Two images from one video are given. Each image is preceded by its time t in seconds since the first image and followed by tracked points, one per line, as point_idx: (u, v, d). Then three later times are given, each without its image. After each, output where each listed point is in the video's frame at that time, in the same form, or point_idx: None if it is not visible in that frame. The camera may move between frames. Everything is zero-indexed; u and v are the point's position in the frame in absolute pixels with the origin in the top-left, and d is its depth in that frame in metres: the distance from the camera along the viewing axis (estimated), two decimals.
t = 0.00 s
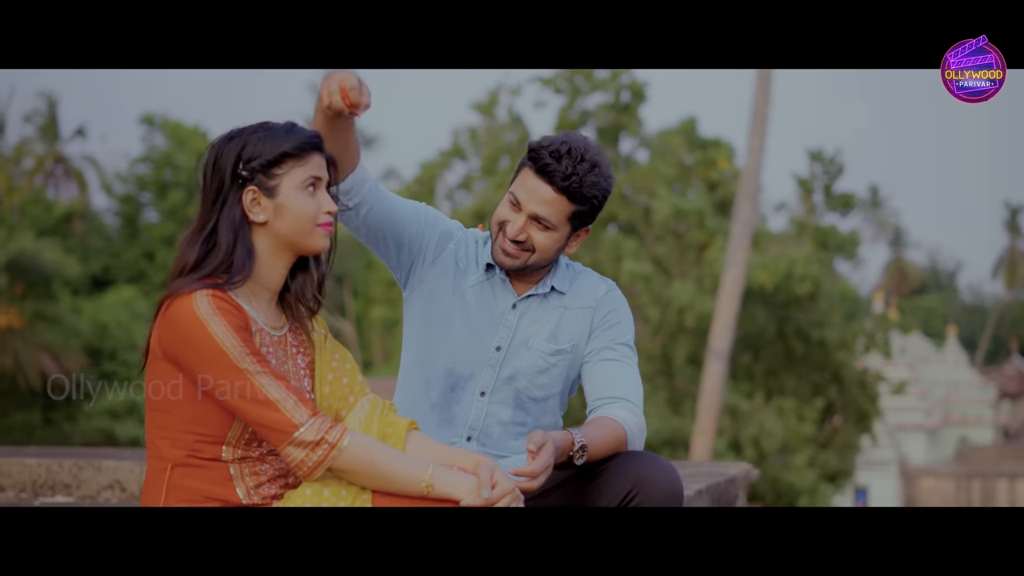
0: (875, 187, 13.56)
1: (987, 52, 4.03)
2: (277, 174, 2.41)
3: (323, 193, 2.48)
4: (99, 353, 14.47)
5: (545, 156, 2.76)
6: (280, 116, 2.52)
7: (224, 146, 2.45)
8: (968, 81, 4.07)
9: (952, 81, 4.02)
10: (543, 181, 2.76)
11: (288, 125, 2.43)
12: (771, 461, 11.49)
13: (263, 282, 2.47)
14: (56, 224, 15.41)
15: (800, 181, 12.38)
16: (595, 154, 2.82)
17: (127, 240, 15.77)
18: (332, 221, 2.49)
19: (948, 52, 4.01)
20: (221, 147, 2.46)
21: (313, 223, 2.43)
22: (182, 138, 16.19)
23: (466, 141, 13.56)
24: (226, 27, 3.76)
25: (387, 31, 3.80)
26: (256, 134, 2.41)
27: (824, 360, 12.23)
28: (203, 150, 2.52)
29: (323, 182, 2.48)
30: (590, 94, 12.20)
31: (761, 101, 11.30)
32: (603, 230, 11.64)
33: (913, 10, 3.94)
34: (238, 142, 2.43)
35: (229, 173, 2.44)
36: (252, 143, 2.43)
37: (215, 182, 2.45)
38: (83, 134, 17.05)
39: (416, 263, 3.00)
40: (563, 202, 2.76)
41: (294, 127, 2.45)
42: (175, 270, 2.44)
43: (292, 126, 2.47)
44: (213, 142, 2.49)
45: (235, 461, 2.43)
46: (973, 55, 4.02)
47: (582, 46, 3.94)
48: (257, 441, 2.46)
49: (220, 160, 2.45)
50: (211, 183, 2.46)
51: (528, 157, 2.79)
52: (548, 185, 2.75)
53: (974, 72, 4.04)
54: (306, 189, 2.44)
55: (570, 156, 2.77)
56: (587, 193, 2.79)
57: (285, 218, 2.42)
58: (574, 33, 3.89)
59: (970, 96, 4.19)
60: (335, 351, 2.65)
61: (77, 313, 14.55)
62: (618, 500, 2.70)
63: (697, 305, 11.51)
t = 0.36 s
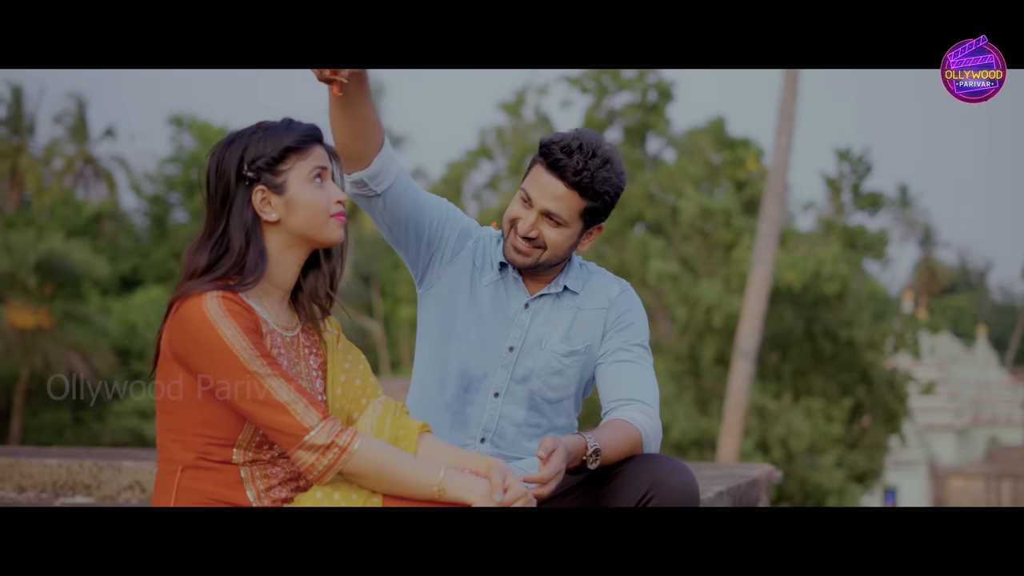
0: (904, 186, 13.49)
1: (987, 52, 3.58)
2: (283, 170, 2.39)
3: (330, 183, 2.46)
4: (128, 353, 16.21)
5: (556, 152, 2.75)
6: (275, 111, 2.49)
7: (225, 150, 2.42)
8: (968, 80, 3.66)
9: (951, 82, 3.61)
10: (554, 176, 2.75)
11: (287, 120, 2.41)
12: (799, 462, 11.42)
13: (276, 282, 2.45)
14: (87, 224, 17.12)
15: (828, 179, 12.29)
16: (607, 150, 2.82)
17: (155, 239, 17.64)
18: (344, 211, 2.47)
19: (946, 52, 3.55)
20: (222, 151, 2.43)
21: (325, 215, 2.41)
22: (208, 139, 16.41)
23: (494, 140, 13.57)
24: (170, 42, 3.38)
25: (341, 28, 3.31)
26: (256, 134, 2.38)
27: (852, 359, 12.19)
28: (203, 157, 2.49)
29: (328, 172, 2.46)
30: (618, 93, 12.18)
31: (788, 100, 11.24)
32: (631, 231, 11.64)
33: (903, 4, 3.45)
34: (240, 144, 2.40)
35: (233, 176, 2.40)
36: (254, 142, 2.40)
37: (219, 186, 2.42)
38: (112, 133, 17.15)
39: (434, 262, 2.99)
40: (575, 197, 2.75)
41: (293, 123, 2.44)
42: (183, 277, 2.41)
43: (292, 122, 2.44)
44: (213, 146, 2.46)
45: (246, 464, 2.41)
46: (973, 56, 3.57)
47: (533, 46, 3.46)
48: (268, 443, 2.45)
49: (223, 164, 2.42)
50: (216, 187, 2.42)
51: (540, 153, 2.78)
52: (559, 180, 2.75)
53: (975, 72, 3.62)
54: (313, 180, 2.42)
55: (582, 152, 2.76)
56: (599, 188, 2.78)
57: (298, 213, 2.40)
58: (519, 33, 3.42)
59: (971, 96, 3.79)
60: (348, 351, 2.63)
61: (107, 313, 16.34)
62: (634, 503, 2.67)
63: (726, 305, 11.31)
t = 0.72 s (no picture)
0: (930, 184, 13.42)
1: (987, 52, 3.52)
2: (286, 169, 2.37)
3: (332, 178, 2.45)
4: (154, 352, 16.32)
5: (567, 148, 2.75)
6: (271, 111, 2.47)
7: (225, 153, 2.40)
8: (968, 81, 3.57)
9: (952, 81, 3.52)
10: (565, 173, 2.75)
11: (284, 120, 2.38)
12: (825, 463, 11.36)
13: (285, 283, 2.43)
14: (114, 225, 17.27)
15: (854, 178, 12.22)
16: (617, 146, 2.82)
17: (182, 239, 17.68)
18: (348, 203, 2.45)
19: (944, 51, 3.50)
20: (220, 156, 2.40)
21: (332, 209, 2.40)
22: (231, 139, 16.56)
23: (518, 140, 13.55)
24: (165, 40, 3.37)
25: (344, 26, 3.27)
26: (254, 136, 2.36)
27: (879, 359, 12.13)
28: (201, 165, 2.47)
29: (329, 168, 2.45)
30: (642, 93, 12.14)
31: (814, 99, 11.18)
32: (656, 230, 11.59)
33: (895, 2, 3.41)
34: (237, 147, 2.38)
35: (234, 181, 2.38)
36: (253, 144, 2.38)
37: (221, 191, 2.39)
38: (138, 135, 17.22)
39: (448, 260, 2.95)
40: (586, 193, 2.75)
41: (290, 122, 2.41)
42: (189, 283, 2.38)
43: (290, 122, 2.41)
44: (211, 151, 2.43)
45: (255, 467, 2.39)
46: (973, 56, 3.51)
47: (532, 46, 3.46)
48: (277, 447, 2.42)
49: (223, 169, 2.39)
50: (217, 192, 2.40)
51: (551, 151, 2.79)
52: (571, 177, 2.75)
53: (975, 72, 3.53)
54: (316, 175, 2.41)
55: (592, 148, 2.76)
56: (610, 185, 2.78)
57: (304, 211, 2.38)
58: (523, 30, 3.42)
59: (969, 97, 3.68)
60: (358, 353, 2.60)
61: (134, 312, 16.39)
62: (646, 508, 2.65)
63: (750, 305, 11.17)
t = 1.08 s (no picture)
0: (957, 184, 13.31)
1: (987, 52, 3.50)
2: (287, 171, 2.34)
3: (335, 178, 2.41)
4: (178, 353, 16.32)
5: (579, 147, 2.73)
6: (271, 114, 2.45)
7: (227, 157, 2.37)
8: (968, 81, 3.57)
9: (952, 81, 3.51)
10: (577, 171, 2.73)
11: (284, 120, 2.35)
12: (851, 464, 11.28)
13: (292, 286, 2.41)
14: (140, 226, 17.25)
15: (880, 178, 12.14)
16: (630, 145, 2.79)
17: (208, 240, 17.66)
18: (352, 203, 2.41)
19: (945, 51, 3.49)
20: (222, 160, 2.38)
21: (334, 209, 2.36)
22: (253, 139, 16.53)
23: (542, 141, 13.50)
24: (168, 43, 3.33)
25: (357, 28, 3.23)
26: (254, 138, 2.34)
27: (905, 360, 12.06)
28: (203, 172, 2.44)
29: (332, 168, 2.41)
30: (667, 92, 12.08)
31: (839, 99, 11.10)
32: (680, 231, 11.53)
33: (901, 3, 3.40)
34: (237, 151, 2.36)
35: (234, 185, 2.36)
36: (253, 147, 2.36)
37: (222, 195, 2.37)
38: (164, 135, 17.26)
39: (461, 260, 2.90)
40: (598, 192, 2.73)
41: (290, 123, 2.38)
42: (194, 289, 2.35)
43: (290, 122, 2.38)
44: (212, 157, 2.41)
45: (261, 473, 2.36)
46: (973, 55, 3.50)
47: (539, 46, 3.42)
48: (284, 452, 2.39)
49: (224, 173, 2.37)
50: (219, 196, 2.38)
51: (561, 150, 2.76)
52: (582, 176, 2.73)
53: (975, 72, 3.53)
54: (318, 176, 2.37)
55: (604, 146, 2.74)
56: (622, 183, 2.75)
57: (307, 212, 2.34)
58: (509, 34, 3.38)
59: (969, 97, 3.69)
60: (367, 356, 2.58)
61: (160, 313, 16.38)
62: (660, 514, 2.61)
63: (776, 304, 11.14)
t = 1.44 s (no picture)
0: (981, 183, 13.24)
1: (986, 52, 3.40)
2: (289, 172, 2.31)
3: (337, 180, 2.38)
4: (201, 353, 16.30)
5: (587, 146, 2.70)
6: (273, 116, 2.43)
7: (229, 159, 2.35)
8: (968, 81, 3.45)
9: (951, 82, 3.40)
10: (585, 171, 2.70)
11: (285, 121, 2.33)
12: (874, 465, 11.21)
13: (296, 288, 2.39)
14: (163, 227, 17.31)
15: (903, 177, 12.07)
16: (639, 145, 2.76)
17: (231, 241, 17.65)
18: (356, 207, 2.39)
19: (944, 52, 3.39)
20: (223, 163, 2.36)
21: (337, 211, 2.33)
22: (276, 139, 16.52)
23: (565, 141, 13.47)
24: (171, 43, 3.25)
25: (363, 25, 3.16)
26: (255, 140, 2.32)
27: (929, 360, 12.00)
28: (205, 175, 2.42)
29: (334, 169, 2.38)
30: (689, 92, 12.03)
31: (861, 98, 11.04)
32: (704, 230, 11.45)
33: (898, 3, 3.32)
34: (239, 153, 2.34)
35: (235, 187, 2.34)
36: (254, 148, 2.34)
37: (223, 198, 2.35)
38: (189, 136, 17.28)
39: (469, 262, 2.87)
40: (607, 192, 2.70)
41: (292, 125, 2.36)
42: (196, 293, 2.33)
43: (292, 124, 2.37)
44: (213, 161, 2.38)
45: (265, 477, 2.35)
46: (972, 56, 3.40)
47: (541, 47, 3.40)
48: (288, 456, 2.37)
49: (225, 175, 2.35)
50: (220, 200, 2.36)
51: (570, 150, 2.74)
52: (591, 175, 2.70)
53: (975, 72, 3.41)
54: (320, 177, 2.35)
55: (613, 145, 2.71)
56: (631, 183, 2.72)
57: (310, 214, 2.32)
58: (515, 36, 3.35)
59: (971, 97, 3.57)
60: (373, 359, 2.55)
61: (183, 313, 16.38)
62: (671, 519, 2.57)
63: (798, 304, 11.07)
